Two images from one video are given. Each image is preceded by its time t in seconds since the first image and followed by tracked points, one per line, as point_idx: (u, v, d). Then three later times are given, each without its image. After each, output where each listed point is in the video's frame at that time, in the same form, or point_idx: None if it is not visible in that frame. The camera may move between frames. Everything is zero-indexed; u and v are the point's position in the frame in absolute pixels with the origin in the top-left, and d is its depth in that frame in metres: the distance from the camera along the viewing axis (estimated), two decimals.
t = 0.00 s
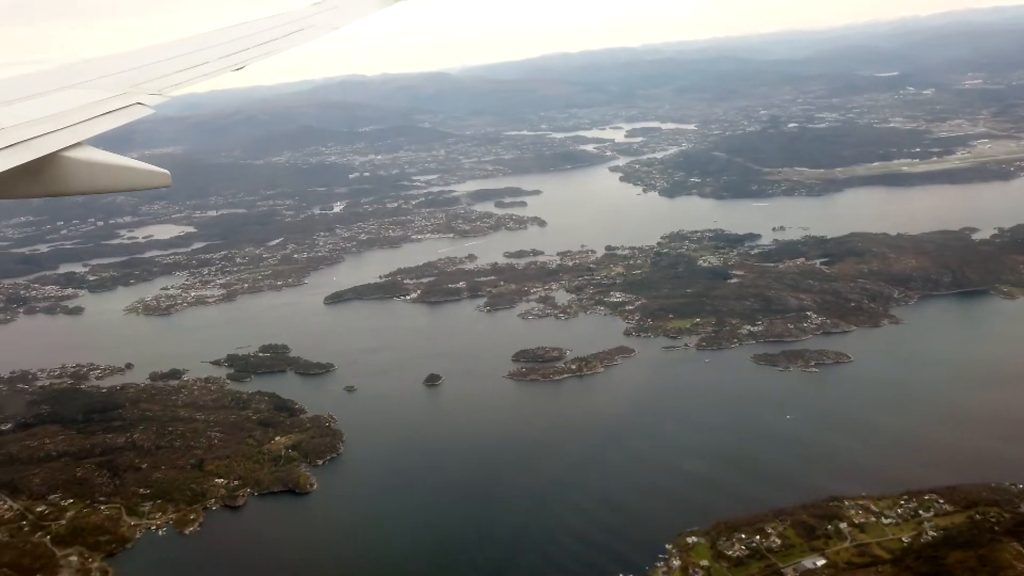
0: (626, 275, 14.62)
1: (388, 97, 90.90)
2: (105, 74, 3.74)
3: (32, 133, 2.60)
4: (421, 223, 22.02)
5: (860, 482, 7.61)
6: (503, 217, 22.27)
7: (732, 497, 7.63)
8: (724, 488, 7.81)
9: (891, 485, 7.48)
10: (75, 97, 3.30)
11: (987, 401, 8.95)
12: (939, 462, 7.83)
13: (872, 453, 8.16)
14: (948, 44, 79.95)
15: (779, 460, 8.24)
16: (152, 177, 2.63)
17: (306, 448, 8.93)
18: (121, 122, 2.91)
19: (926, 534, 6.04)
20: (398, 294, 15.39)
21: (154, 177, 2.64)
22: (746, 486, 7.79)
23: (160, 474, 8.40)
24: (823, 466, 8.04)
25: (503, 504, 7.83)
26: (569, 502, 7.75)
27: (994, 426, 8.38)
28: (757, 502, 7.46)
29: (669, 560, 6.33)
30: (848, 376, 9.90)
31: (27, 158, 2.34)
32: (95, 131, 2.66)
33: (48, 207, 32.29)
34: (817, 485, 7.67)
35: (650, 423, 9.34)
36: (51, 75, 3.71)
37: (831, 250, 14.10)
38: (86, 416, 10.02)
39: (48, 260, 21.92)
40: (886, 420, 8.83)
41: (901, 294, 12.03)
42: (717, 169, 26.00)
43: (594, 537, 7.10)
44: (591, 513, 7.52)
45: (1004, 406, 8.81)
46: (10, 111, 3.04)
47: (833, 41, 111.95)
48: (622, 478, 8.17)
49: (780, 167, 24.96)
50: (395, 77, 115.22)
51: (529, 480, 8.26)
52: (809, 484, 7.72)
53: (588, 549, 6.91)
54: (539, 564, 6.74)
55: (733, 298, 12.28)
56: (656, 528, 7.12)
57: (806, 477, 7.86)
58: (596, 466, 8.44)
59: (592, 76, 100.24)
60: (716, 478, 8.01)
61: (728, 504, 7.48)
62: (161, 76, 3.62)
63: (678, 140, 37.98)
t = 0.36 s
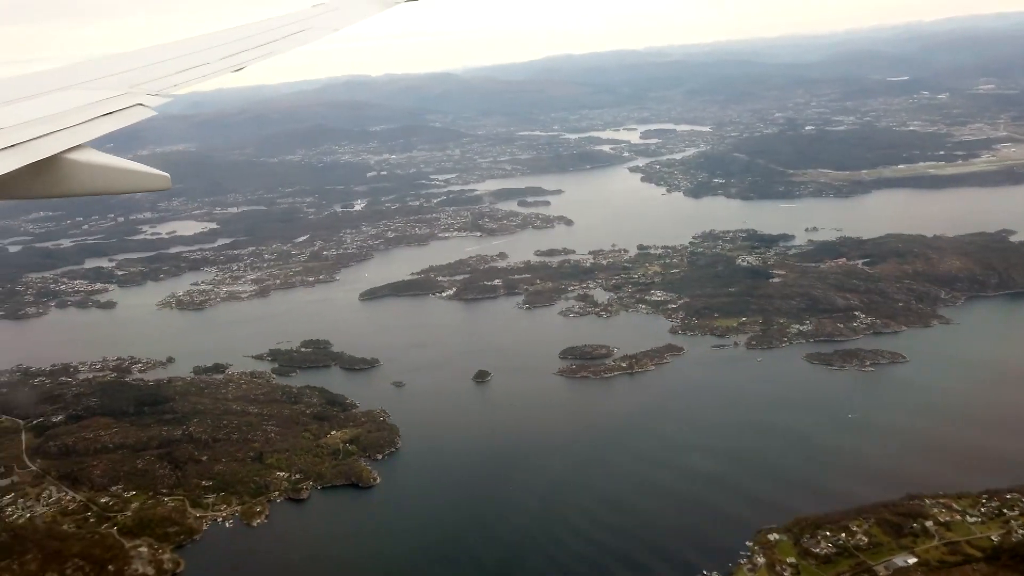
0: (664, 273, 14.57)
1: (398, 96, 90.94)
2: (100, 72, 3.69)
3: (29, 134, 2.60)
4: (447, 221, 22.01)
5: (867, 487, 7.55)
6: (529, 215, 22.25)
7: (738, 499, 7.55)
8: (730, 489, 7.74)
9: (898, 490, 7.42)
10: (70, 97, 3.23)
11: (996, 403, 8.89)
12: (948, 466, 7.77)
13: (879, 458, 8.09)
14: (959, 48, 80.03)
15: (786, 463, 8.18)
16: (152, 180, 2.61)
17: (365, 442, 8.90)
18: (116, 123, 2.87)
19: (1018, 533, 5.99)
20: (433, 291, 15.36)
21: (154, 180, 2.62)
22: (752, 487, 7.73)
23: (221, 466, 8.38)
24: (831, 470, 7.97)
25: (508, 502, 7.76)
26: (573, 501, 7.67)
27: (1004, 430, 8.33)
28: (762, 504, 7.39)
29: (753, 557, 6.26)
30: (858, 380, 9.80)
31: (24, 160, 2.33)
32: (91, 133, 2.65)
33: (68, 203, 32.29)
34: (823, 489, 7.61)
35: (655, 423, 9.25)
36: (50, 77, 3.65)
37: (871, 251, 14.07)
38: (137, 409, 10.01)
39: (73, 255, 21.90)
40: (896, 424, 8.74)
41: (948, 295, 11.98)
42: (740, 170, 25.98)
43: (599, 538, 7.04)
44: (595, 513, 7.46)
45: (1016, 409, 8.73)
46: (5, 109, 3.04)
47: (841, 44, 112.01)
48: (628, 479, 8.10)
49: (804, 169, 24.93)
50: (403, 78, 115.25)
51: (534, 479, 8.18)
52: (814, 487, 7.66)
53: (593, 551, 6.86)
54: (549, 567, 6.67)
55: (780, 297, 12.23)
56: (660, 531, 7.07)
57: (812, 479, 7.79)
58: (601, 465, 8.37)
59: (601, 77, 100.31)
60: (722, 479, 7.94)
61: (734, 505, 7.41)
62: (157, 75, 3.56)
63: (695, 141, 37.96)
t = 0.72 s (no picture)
0: (703, 272, 14.54)
1: (407, 96, 91.06)
2: (96, 73, 3.55)
3: (30, 137, 2.48)
4: (473, 220, 22.01)
5: (864, 492, 7.45)
6: (555, 215, 22.24)
7: (734, 502, 7.45)
8: (727, 493, 7.64)
9: (895, 497, 7.33)
10: (69, 98, 3.11)
11: (996, 409, 8.82)
12: (946, 473, 7.69)
13: (876, 463, 8.00)
14: (969, 51, 80.00)
15: (782, 467, 8.08)
16: (152, 186, 2.44)
17: (425, 437, 8.87)
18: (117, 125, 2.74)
19: None
20: (469, 289, 15.33)
21: (152, 183, 2.46)
22: (748, 491, 7.62)
23: (284, 460, 8.35)
24: (828, 474, 7.87)
25: (506, 505, 7.64)
26: (568, 505, 7.55)
27: (1002, 436, 8.26)
28: (759, 508, 7.29)
29: (839, 555, 6.24)
30: (858, 386, 9.72)
31: (26, 162, 2.21)
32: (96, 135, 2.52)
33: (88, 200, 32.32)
34: (820, 493, 7.50)
35: (647, 426, 9.15)
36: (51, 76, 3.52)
37: (912, 251, 14.01)
38: (189, 403, 10.00)
39: (99, 251, 21.90)
40: (894, 430, 8.65)
41: (996, 295, 11.92)
42: (763, 171, 25.96)
43: (595, 541, 6.95)
44: (590, 515, 7.36)
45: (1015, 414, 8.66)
46: None
47: (850, 47, 112.05)
48: (623, 481, 7.99)
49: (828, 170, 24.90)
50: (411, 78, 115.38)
51: (530, 481, 8.07)
52: (812, 491, 7.56)
53: (590, 555, 6.77)
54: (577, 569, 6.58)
55: (826, 297, 12.18)
56: (657, 536, 6.99)
57: (808, 483, 7.68)
58: (596, 468, 8.26)
59: (610, 79, 100.39)
60: (718, 483, 7.84)
61: (731, 510, 7.31)
62: (158, 75, 3.44)
63: (712, 142, 37.95)
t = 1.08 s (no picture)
0: (740, 270, 14.50)
1: (417, 94, 91.07)
2: (86, 70, 3.49)
3: (25, 136, 2.42)
4: (499, 218, 21.99)
5: (865, 493, 7.45)
6: (581, 213, 22.21)
7: (736, 503, 7.45)
8: (730, 494, 7.63)
9: (897, 499, 7.32)
10: (66, 94, 3.01)
11: (999, 411, 8.81)
12: (947, 475, 7.69)
13: (878, 464, 7.99)
14: (979, 54, 79.92)
15: (786, 468, 8.06)
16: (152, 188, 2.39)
17: (484, 431, 8.85)
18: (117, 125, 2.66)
19: None
20: (504, 286, 15.31)
21: (153, 186, 2.40)
22: (750, 492, 7.62)
23: (347, 454, 8.33)
24: (830, 475, 7.87)
25: (519, 504, 7.63)
26: (574, 504, 7.54)
27: (1003, 440, 8.26)
28: (762, 509, 7.30)
29: (925, 552, 6.26)
30: (864, 389, 9.70)
31: (25, 161, 2.15)
32: (94, 134, 2.47)
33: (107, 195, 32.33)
34: (823, 495, 7.49)
35: (650, 426, 9.15)
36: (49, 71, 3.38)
37: (952, 251, 13.96)
38: (241, 396, 9.98)
39: (125, 245, 21.89)
40: (896, 432, 8.65)
41: None
42: (787, 171, 25.92)
43: (599, 542, 6.94)
44: (593, 515, 7.36)
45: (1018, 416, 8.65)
46: None
47: (859, 49, 111.96)
48: (627, 480, 7.99)
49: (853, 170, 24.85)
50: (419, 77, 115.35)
51: (536, 479, 8.06)
52: (814, 492, 7.55)
53: (595, 555, 6.77)
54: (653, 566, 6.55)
55: (872, 296, 12.14)
56: (659, 535, 7.00)
57: (810, 485, 7.68)
58: (599, 468, 8.25)
59: (618, 79, 100.33)
60: (721, 483, 7.83)
61: (736, 512, 7.30)
62: (156, 73, 3.35)
63: (729, 142, 37.91)
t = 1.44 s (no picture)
0: (779, 268, 14.47)
1: (426, 94, 91.08)
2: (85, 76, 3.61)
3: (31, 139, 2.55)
4: (526, 216, 21.97)
5: (864, 500, 7.41)
6: (608, 211, 22.20)
7: (734, 507, 7.42)
8: (728, 498, 7.59)
9: (894, 506, 7.30)
10: (67, 97, 3.14)
11: (995, 415, 8.79)
12: (942, 481, 7.66)
13: (874, 469, 7.95)
14: (990, 55, 79.73)
15: (782, 472, 8.01)
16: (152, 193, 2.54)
17: (545, 427, 8.85)
18: (123, 127, 2.80)
19: None
20: (541, 283, 15.30)
21: (154, 192, 2.56)
22: (748, 498, 7.57)
23: (411, 448, 8.32)
24: (828, 480, 7.82)
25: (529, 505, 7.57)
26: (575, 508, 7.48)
27: (1003, 446, 8.21)
28: (759, 514, 7.27)
29: (1012, 547, 6.47)
30: (863, 392, 9.65)
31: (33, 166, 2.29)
32: (97, 138, 2.61)
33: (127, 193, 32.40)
34: (821, 501, 7.45)
35: (651, 426, 9.09)
36: (56, 74, 3.56)
37: (995, 250, 13.89)
38: (295, 391, 9.97)
39: (152, 241, 21.92)
40: (895, 437, 8.61)
41: None
42: (812, 170, 25.87)
43: (597, 547, 6.88)
44: (592, 519, 7.31)
45: (1014, 422, 8.62)
46: None
47: (868, 49, 111.79)
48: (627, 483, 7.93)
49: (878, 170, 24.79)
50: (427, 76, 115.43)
51: (538, 479, 7.99)
52: (809, 497, 7.53)
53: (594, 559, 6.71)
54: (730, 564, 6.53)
55: (920, 294, 12.09)
56: (657, 539, 6.99)
57: (809, 491, 7.63)
58: (599, 470, 8.19)
59: (627, 79, 100.25)
60: (719, 487, 7.78)
61: (736, 518, 7.24)
62: (155, 75, 3.49)
63: (747, 141, 37.87)
